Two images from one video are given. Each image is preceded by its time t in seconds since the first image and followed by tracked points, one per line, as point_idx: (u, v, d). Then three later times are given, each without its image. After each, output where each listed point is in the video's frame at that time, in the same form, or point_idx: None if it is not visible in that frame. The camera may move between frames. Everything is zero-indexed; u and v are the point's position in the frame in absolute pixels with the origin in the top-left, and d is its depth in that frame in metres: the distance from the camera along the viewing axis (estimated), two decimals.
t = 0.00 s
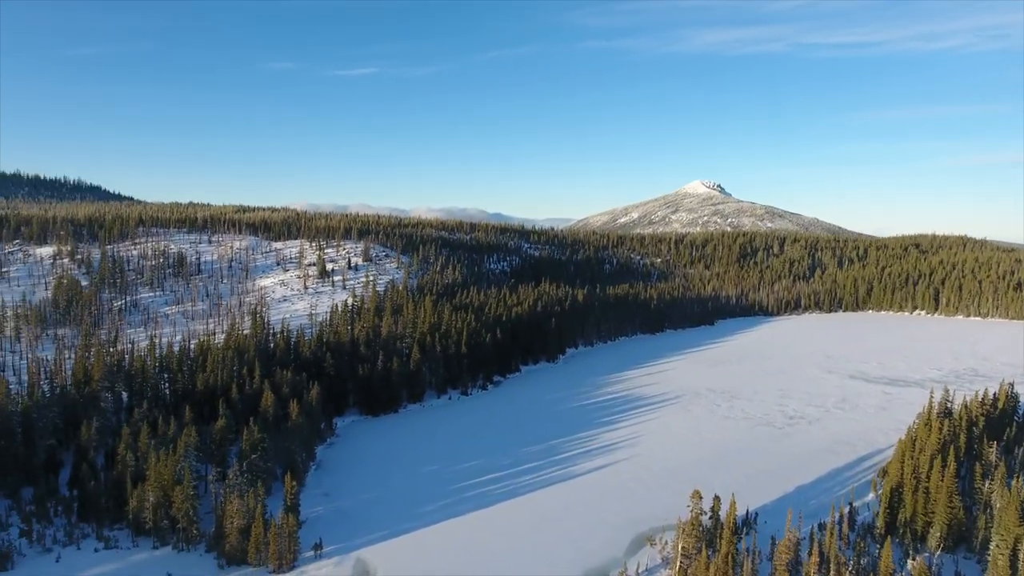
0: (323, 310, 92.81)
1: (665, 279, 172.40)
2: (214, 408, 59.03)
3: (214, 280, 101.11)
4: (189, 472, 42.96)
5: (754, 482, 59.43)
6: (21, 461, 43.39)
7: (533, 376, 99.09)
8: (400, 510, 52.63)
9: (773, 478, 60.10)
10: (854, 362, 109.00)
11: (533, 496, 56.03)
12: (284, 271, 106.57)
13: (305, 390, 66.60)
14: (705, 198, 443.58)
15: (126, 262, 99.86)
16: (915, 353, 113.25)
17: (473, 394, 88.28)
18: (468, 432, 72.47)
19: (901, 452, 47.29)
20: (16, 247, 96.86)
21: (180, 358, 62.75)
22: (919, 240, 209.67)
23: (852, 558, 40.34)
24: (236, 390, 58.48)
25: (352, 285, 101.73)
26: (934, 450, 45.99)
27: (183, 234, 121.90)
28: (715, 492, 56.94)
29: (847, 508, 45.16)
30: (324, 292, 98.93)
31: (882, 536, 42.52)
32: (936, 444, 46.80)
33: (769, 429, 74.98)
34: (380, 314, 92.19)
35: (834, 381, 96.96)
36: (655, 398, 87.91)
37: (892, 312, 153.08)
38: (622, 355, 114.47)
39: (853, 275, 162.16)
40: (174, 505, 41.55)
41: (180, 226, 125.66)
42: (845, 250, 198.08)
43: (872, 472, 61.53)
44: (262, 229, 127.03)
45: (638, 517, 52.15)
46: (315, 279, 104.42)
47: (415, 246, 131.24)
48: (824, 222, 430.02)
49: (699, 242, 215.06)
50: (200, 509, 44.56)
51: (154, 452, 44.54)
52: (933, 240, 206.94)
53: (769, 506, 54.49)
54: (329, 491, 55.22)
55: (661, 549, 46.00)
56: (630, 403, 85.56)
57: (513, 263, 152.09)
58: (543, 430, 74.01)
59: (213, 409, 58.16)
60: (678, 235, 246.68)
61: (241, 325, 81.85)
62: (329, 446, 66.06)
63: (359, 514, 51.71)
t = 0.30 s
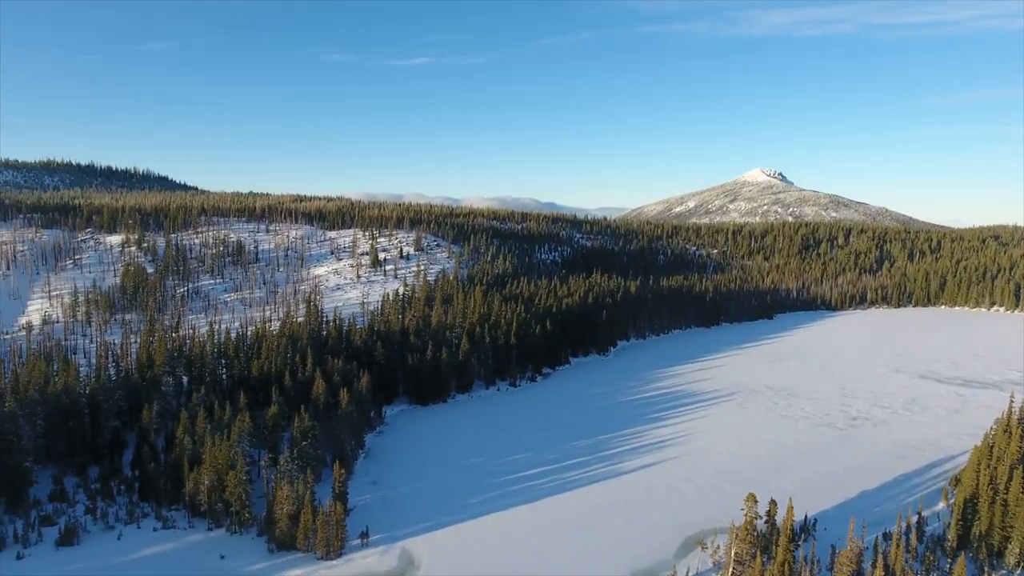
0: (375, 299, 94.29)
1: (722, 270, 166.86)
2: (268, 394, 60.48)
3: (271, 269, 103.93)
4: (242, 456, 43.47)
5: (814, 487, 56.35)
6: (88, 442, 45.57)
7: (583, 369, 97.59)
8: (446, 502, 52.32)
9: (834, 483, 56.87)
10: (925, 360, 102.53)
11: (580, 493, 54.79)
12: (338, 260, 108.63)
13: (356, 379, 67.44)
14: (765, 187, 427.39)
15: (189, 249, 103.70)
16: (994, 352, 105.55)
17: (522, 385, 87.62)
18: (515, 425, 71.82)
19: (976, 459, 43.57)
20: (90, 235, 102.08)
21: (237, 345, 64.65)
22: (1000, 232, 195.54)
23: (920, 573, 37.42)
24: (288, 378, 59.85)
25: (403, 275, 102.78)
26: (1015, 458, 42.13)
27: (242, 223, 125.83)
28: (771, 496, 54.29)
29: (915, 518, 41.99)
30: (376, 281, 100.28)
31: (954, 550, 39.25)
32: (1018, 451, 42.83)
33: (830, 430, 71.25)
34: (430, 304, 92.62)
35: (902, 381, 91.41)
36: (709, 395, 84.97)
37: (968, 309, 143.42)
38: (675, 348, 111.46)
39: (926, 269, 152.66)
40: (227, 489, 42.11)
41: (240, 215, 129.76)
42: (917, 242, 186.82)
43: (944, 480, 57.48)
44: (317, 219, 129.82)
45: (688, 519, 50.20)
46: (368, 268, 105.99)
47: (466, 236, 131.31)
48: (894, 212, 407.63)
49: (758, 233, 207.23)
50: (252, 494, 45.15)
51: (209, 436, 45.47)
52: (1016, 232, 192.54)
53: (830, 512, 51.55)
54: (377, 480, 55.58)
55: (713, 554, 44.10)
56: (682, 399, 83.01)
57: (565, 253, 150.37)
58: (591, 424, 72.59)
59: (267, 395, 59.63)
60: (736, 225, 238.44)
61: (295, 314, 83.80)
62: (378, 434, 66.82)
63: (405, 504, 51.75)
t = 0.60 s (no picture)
0: (426, 289, 94.89)
1: (783, 263, 160.17)
2: (320, 381, 61.58)
3: (326, 257, 106.10)
4: (293, 443, 43.78)
5: (880, 495, 52.95)
6: (150, 424, 47.37)
7: (635, 362, 95.48)
8: (493, 495, 51.65)
9: (903, 492, 53.28)
10: (1007, 362, 95.34)
11: (629, 491, 53.20)
12: (391, 250, 109.97)
13: (406, 368, 67.91)
14: (832, 175, 407.92)
15: (249, 238, 106.82)
16: None
17: (572, 378, 86.48)
18: (563, 419, 70.71)
19: None
20: (157, 223, 106.40)
21: (292, 333, 66.15)
22: None
23: None
24: (340, 366, 60.83)
25: (455, 265, 103.09)
26: None
27: (300, 212, 128.92)
28: (833, 504, 51.31)
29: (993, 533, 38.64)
30: (428, 271, 100.95)
31: None
32: None
33: (899, 435, 67.01)
34: (481, 294, 92.46)
35: (980, 383, 85.27)
36: (767, 393, 81.43)
37: None
38: (731, 343, 107.68)
39: (1009, 264, 142.08)
40: (279, 474, 42.34)
41: (297, 204, 132.93)
42: (999, 235, 174.19)
43: None
44: (371, 208, 131.72)
45: (743, 524, 47.97)
46: (420, 258, 106.81)
47: (518, 226, 130.38)
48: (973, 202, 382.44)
49: (822, 224, 197.84)
50: (302, 480, 45.39)
51: (263, 421, 46.21)
52: None
53: (897, 523, 48.31)
54: (424, 470, 55.62)
55: (768, 561, 41.92)
56: (738, 397, 79.87)
57: (618, 243, 147.51)
58: (643, 421, 70.60)
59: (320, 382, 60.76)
60: (799, 215, 228.45)
61: (349, 302, 85.24)
62: (427, 424, 67.12)
63: (453, 495, 51.31)
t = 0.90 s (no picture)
0: (477, 279, 94.86)
1: (848, 257, 152.43)
2: (371, 369, 62.43)
3: (379, 246, 107.60)
4: (341, 431, 44.03)
5: (952, 506, 49.35)
6: (208, 407, 48.91)
7: (688, 358, 92.84)
8: (538, 489, 50.87)
9: (978, 505, 49.48)
10: None
11: (679, 491, 51.44)
12: (443, 239, 110.44)
13: (454, 358, 68.03)
14: (904, 164, 385.59)
15: (305, 226, 109.29)
16: None
17: (623, 372, 84.82)
18: (612, 414, 69.28)
19: None
20: (219, 212, 110.05)
21: (344, 321, 67.37)
22: None
23: None
24: (390, 355, 61.49)
25: (506, 255, 102.66)
26: None
27: (355, 201, 131.10)
28: (899, 514, 48.16)
29: None
30: (479, 261, 100.92)
31: None
32: None
33: (974, 442, 62.40)
34: (531, 285, 91.74)
35: None
36: (829, 393, 77.47)
37: None
38: (791, 340, 103.23)
39: None
40: (328, 462, 42.63)
41: (352, 193, 135.18)
42: None
43: None
44: (424, 197, 132.67)
45: (799, 532, 45.55)
46: (471, 247, 106.90)
47: (571, 215, 128.55)
48: None
49: (893, 216, 187.22)
50: (350, 467, 45.72)
51: (313, 407, 46.89)
52: None
53: (971, 538, 44.86)
54: (470, 462, 55.44)
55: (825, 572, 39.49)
56: (798, 396, 76.32)
57: (673, 234, 143.65)
58: (695, 419, 68.38)
59: (370, 370, 61.60)
60: (867, 206, 216.85)
61: (400, 291, 86.09)
62: (474, 415, 67.15)
63: (499, 488, 50.80)
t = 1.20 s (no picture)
0: (527, 270, 94.13)
1: (920, 251, 143.85)
2: (419, 359, 62.80)
3: (430, 235, 108.21)
4: (388, 420, 43.85)
5: None
6: (260, 393, 50.12)
7: (743, 354, 89.49)
8: (584, 486, 49.67)
9: None
10: None
11: (730, 494, 49.42)
12: (494, 229, 110.15)
13: (502, 350, 67.58)
14: (985, 151, 360.97)
15: (358, 215, 110.91)
16: None
17: (674, 367, 82.49)
18: (662, 411, 67.37)
19: None
20: (277, 200, 112.94)
21: (393, 311, 67.99)
22: None
23: None
24: (438, 345, 61.63)
25: (557, 245, 101.51)
26: None
27: (407, 190, 132.31)
28: (971, 530, 44.82)
29: None
30: (529, 251, 100.17)
31: None
32: None
33: None
34: (582, 276, 90.32)
35: None
36: (895, 396, 73.08)
37: None
38: (854, 338, 98.22)
39: None
40: (373, 450, 42.51)
41: (405, 182, 136.43)
42: None
43: None
44: (475, 187, 132.62)
45: (859, 544, 42.98)
46: (521, 238, 106.23)
47: (624, 205, 125.89)
48: None
49: (970, 207, 175.46)
50: (395, 457, 45.65)
51: (361, 396, 47.12)
52: None
53: None
54: (515, 455, 54.77)
55: None
56: (861, 398, 72.33)
57: (730, 226, 138.84)
58: (751, 419, 65.59)
59: (419, 360, 61.87)
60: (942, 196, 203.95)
61: (450, 281, 86.33)
62: (521, 408, 66.68)
63: (544, 483, 49.89)
